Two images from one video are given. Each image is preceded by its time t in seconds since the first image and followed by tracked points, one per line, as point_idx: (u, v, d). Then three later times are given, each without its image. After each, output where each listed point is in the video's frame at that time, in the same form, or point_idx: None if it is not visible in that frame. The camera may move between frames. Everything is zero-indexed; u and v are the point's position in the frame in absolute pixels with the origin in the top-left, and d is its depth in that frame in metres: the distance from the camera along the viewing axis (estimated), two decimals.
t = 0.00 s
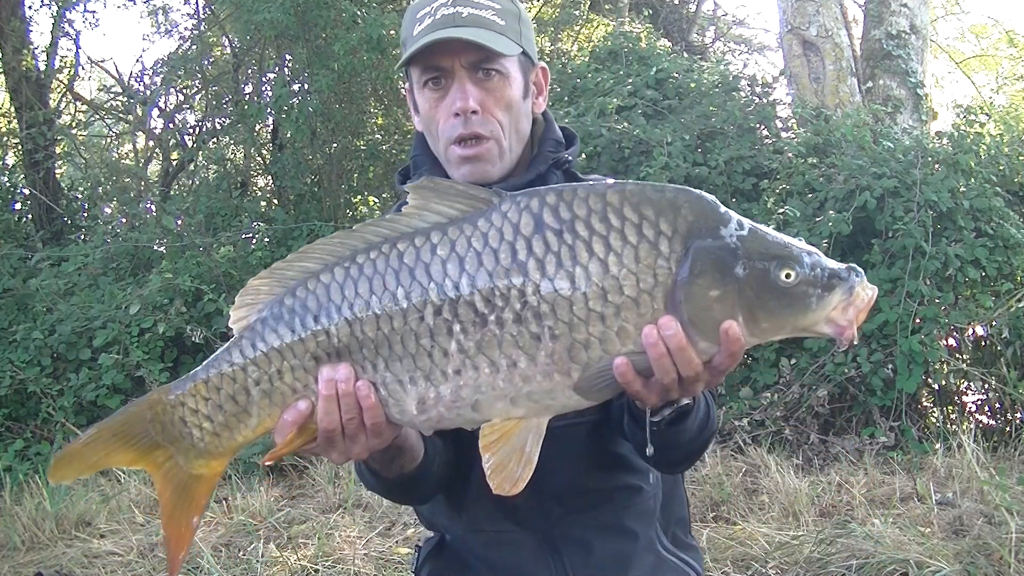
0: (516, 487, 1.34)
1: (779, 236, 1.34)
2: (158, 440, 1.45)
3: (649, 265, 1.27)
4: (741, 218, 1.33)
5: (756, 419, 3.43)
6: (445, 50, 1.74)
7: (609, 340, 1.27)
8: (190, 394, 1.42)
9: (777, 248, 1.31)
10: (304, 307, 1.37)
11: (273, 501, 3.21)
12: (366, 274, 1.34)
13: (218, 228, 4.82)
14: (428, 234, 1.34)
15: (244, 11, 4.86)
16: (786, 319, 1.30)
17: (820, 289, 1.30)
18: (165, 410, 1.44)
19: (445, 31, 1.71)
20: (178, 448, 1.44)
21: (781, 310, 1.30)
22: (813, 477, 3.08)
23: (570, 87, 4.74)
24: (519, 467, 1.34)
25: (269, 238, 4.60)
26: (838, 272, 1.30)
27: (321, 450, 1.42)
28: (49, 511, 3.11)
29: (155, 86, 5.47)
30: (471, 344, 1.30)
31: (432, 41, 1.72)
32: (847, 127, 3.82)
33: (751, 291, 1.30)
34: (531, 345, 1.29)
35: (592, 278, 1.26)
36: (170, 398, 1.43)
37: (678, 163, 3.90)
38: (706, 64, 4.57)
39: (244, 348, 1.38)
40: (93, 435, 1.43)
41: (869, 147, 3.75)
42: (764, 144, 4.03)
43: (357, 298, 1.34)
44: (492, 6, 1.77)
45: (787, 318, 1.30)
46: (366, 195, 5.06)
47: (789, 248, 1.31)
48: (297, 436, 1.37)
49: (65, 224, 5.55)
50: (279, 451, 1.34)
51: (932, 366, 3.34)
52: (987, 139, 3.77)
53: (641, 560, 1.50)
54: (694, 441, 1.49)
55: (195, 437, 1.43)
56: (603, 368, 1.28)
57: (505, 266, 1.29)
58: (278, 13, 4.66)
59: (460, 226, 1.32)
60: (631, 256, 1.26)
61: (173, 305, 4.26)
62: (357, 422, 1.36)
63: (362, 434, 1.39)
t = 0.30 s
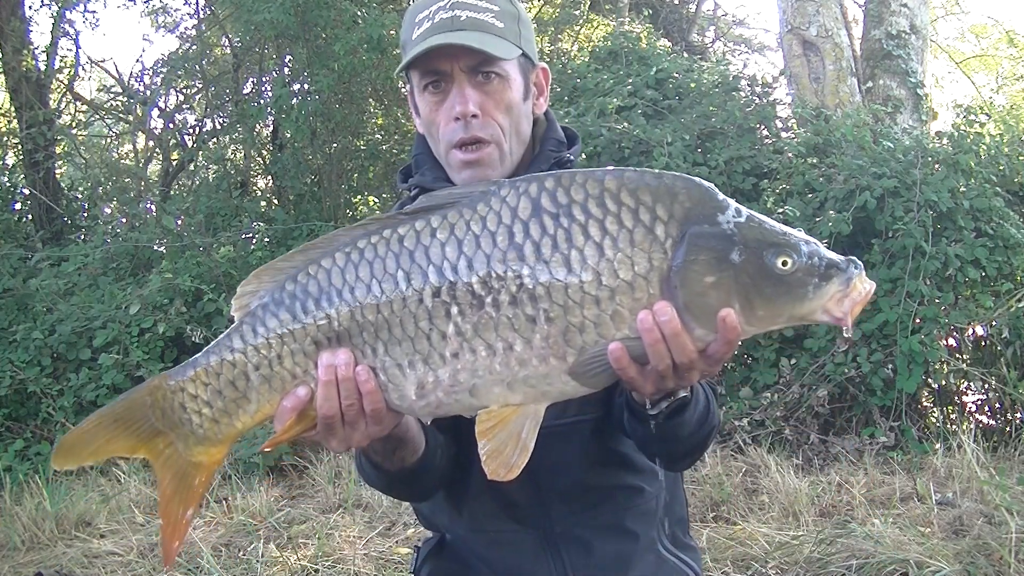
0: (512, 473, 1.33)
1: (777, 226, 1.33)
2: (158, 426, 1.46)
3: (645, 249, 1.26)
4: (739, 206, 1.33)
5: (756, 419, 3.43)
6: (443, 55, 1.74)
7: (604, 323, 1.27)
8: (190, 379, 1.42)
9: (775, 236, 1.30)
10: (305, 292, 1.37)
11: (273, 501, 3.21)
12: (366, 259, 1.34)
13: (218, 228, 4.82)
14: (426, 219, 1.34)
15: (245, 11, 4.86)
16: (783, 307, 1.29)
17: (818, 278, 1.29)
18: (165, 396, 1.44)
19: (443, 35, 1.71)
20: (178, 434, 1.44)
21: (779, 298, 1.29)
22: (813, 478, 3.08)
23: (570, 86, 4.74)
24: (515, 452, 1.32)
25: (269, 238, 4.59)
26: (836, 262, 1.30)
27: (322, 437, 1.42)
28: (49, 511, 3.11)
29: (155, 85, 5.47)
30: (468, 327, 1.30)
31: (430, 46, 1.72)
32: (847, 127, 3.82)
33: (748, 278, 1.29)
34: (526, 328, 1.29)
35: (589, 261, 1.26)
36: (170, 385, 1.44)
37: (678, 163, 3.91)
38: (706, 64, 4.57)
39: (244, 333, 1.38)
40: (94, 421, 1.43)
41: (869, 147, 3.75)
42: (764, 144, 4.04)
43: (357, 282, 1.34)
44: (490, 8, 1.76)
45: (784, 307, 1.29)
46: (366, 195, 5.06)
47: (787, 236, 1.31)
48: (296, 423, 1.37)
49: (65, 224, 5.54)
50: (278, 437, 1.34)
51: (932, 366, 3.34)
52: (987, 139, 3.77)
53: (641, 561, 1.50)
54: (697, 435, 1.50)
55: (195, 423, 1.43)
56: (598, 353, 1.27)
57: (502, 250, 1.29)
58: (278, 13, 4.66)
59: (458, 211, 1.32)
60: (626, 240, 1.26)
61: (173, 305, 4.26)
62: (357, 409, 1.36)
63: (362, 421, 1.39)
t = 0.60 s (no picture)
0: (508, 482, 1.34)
1: (771, 228, 1.32)
2: (156, 434, 1.48)
3: (638, 256, 1.26)
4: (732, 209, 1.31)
5: (756, 419, 3.43)
6: (439, 60, 1.74)
7: (598, 332, 1.27)
8: (186, 389, 1.44)
9: (768, 239, 1.29)
10: (299, 303, 1.38)
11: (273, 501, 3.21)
12: (360, 270, 1.35)
13: (218, 228, 4.82)
14: (419, 227, 1.34)
15: (244, 12, 4.86)
16: (777, 311, 1.27)
17: (811, 281, 1.27)
18: (162, 405, 1.46)
19: (441, 41, 1.71)
20: (175, 442, 1.47)
21: (771, 302, 1.27)
22: (813, 478, 3.08)
23: (570, 87, 4.75)
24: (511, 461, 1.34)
25: (269, 238, 4.59)
26: (830, 264, 1.27)
27: (319, 445, 1.44)
28: (49, 511, 3.11)
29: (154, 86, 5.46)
30: (463, 337, 1.30)
31: (429, 51, 1.72)
32: (847, 127, 3.82)
33: (740, 283, 1.27)
34: (521, 337, 1.29)
35: (581, 271, 1.26)
36: (167, 393, 1.46)
37: (678, 163, 3.91)
38: (706, 64, 4.56)
39: (239, 343, 1.40)
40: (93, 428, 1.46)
41: (869, 147, 3.75)
42: (764, 144, 4.04)
43: (350, 293, 1.34)
44: (484, 14, 1.78)
45: (778, 310, 1.27)
46: (366, 195, 5.05)
47: (781, 239, 1.29)
48: (291, 432, 1.39)
49: (65, 224, 5.54)
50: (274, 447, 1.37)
51: (932, 366, 3.34)
52: (987, 139, 3.77)
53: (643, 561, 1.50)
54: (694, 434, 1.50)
55: (191, 432, 1.45)
56: (591, 361, 1.27)
57: (495, 259, 1.29)
58: (278, 13, 4.66)
59: (449, 220, 1.32)
60: (618, 248, 1.26)
61: (173, 305, 4.26)
62: (352, 419, 1.37)
63: (357, 431, 1.40)
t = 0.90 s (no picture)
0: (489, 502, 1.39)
1: (756, 259, 1.40)
2: (123, 456, 1.44)
3: (625, 283, 1.33)
4: (719, 240, 1.39)
5: (756, 419, 3.43)
6: (379, 53, 1.74)
7: (584, 356, 1.33)
8: (160, 406, 1.41)
9: (752, 271, 1.37)
10: (281, 317, 1.38)
11: (273, 501, 3.19)
12: (347, 286, 1.37)
13: (218, 228, 4.82)
14: (406, 245, 1.37)
15: (245, 12, 4.87)
16: (761, 340, 1.36)
17: (795, 313, 1.36)
18: (133, 424, 1.42)
19: (384, 32, 1.71)
20: (144, 465, 1.43)
21: (757, 332, 1.35)
22: (813, 477, 3.08)
23: (571, 87, 4.75)
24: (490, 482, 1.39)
25: (269, 238, 4.58)
26: (814, 296, 1.36)
27: (294, 461, 1.44)
28: (49, 510, 3.10)
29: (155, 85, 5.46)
30: (449, 357, 1.34)
31: (370, 41, 1.71)
32: (847, 127, 3.82)
33: (726, 312, 1.35)
34: (507, 359, 1.34)
35: (569, 294, 1.32)
36: (139, 411, 1.42)
37: (678, 163, 3.90)
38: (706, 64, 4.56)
39: (218, 359, 1.38)
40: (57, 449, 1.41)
41: (869, 148, 3.76)
42: (764, 144, 4.04)
43: (336, 309, 1.36)
44: (425, 10, 1.79)
45: (762, 340, 1.36)
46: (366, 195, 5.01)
47: (765, 270, 1.37)
48: (271, 450, 1.38)
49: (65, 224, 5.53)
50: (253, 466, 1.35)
51: (932, 366, 3.34)
52: (987, 139, 3.77)
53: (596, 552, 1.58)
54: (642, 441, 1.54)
55: (164, 453, 1.42)
56: (576, 385, 1.34)
57: (484, 280, 1.33)
58: (278, 13, 4.67)
59: (439, 239, 1.36)
60: (607, 274, 1.32)
61: (173, 305, 4.26)
62: (333, 437, 1.39)
63: (336, 450, 1.42)
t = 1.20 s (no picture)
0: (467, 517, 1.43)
1: (720, 264, 1.39)
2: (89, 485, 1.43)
3: (586, 293, 1.33)
4: (682, 247, 1.39)
5: (756, 419, 3.43)
6: (334, 19, 1.78)
7: (546, 368, 1.34)
8: (126, 432, 1.41)
9: (716, 278, 1.37)
10: (245, 338, 1.39)
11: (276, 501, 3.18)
12: (309, 303, 1.38)
13: (218, 228, 4.82)
14: (369, 261, 1.38)
15: (245, 12, 4.87)
16: (727, 348, 1.36)
17: (761, 318, 1.35)
18: (99, 451, 1.42)
19: None
20: (111, 492, 1.43)
21: (722, 339, 1.35)
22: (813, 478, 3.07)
23: (570, 87, 4.75)
24: (466, 497, 1.43)
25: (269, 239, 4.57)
26: (781, 301, 1.35)
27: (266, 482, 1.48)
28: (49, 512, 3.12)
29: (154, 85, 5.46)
30: (413, 372, 1.35)
31: (324, 6, 1.75)
32: (847, 127, 3.83)
33: (691, 320, 1.35)
34: (470, 373, 1.35)
35: (529, 306, 1.32)
36: (104, 439, 1.42)
37: (678, 163, 3.90)
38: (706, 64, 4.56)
39: (184, 382, 1.39)
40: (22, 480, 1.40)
41: (869, 148, 3.76)
42: (764, 144, 4.03)
43: (300, 326, 1.37)
44: None
45: (729, 347, 1.36)
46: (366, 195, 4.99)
47: (729, 275, 1.37)
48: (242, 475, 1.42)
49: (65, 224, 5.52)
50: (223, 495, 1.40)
51: (932, 366, 3.34)
52: (987, 139, 3.77)
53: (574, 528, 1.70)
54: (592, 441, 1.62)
55: (132, 479, 1.42)
56: (541, 400, 1.35)
57: (445, 293, 1.34)
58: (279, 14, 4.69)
59: (402, 253, 1.37)
60: (566, 284, 1.32)
61: (173, 305, 4.26)
62: (303, 460, 1.43)
63: (306, 472, 1.47)
